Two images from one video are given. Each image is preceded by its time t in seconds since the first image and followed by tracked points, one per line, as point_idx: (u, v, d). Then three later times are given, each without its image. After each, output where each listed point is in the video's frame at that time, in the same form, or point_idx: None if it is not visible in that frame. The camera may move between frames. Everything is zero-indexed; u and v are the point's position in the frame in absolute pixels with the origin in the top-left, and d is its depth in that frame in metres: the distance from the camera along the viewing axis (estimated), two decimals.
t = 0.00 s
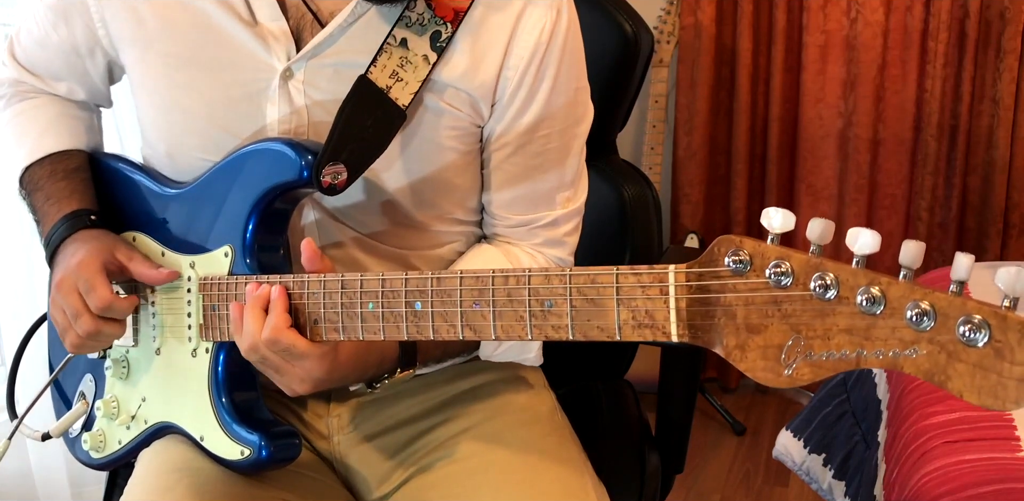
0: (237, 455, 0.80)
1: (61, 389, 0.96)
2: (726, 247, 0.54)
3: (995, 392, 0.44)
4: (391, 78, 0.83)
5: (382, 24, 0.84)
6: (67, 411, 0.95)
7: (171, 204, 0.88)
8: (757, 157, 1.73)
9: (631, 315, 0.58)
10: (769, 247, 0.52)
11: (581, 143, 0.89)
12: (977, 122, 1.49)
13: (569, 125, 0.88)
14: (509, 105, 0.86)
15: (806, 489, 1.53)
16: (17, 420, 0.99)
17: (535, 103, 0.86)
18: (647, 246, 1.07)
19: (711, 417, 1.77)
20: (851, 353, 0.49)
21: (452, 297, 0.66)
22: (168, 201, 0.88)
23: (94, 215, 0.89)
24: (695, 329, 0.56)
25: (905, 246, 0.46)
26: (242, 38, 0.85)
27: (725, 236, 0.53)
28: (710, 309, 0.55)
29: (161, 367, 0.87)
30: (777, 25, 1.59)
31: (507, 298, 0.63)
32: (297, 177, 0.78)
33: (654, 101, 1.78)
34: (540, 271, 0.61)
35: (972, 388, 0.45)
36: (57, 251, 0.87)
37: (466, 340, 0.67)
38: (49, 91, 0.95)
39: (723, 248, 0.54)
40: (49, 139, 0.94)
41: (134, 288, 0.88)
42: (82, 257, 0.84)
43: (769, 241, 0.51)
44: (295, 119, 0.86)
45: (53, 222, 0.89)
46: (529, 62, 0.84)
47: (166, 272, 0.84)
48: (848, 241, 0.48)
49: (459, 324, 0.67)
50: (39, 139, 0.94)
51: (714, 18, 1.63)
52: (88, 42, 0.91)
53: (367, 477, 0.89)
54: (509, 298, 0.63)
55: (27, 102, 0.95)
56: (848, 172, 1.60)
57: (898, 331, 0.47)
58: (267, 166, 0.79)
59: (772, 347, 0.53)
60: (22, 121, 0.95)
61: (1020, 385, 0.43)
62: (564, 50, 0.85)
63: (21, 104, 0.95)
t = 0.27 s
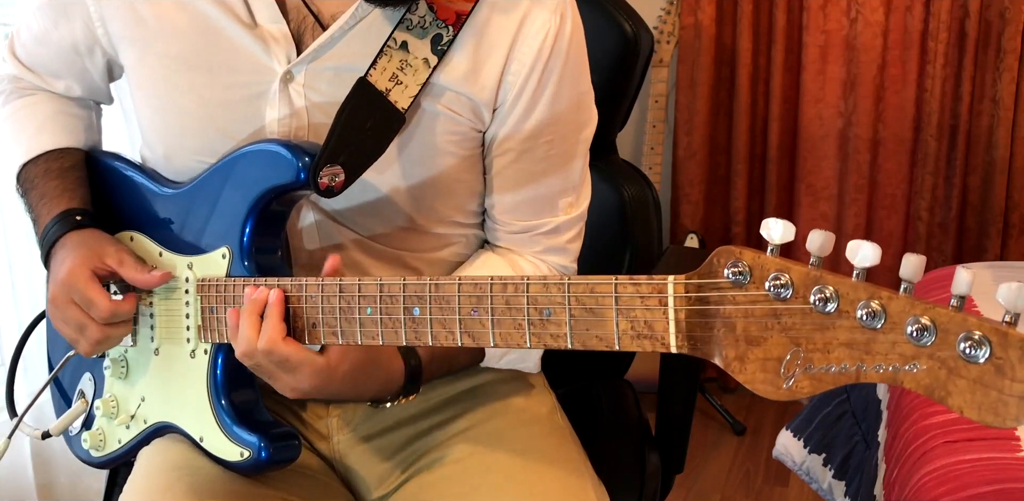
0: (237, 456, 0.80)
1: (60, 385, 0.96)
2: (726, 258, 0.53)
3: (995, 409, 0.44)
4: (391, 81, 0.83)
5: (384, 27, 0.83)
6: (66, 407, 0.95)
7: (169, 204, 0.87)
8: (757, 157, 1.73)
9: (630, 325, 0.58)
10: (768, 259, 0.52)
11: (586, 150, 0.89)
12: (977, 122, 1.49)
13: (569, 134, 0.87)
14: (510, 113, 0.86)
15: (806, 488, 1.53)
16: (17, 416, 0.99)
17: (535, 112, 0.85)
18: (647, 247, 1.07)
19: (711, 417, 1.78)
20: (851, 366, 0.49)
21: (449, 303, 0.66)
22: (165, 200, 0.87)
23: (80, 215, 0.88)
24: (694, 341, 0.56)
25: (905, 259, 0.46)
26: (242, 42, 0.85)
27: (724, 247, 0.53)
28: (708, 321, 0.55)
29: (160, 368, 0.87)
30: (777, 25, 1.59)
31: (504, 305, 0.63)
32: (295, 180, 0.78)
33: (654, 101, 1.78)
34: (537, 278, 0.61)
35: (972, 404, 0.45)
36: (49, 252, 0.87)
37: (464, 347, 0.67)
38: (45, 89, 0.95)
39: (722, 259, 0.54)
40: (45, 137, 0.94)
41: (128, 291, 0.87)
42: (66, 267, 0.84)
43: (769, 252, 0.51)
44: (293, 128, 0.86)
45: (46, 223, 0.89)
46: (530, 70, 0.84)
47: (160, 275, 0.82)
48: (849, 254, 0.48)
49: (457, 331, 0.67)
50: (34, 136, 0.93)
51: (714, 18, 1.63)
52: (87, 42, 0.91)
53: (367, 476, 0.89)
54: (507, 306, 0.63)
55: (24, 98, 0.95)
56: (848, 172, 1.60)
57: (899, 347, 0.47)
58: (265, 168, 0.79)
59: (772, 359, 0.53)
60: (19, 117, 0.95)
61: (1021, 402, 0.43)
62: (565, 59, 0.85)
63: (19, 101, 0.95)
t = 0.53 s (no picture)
0: (238, 449, 0.81)
1: (70, 377, 0.97)
2: (705, 250, 0.53)
3: (979, 405, 0.44)
4: (387, 81, 0.83)
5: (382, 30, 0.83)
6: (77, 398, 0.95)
7: (161, 197, 0.87)
8: (757, 157, 1.73)
9: (611, 320, 0.58)
10: (749, 249, 0.51)
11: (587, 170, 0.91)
12: (977, 122, 1.49)
13: (570, 153, 0.88)
14: (510, 128, 0.87)
15: (806, 489, 1.53)
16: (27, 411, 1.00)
17: (537, 128, 0.86)
18: (648, 247, 1.07)
19: (711, 417, 1.77)
20: (832, 360, 0.49)
21: (434, 298, 0.66)
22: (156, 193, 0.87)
23: (65, 208, 0.88)
24: (674, 336, 0.56)
25: (889, 250, 0.46)
26: (243, 45, 0.85)
27: (704, 239, 0.53)
28: (688, 315, 0.55)
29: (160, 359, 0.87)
30: (777, 25, 1.59)
31: (487, 300, 0.63)
32: (280, 172, 0.77)
33: (654, 101, 1.78)
34: (518, 272, 0.60)
35: (956, 400, 0.45)
36: (41, 246, 0.88)
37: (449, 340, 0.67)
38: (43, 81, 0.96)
39: (701, 251, 0.53)
40: (43, 126, 0.94)
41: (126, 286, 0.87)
42: (59, 264, 0.84)
43: (748, 246, 0.51)
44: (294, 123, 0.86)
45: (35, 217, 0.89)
46: (534, 88, 0.85)
47: (157, 274, 0.83)
48: (830, 244, 0.48)
49: (443, 325, 0.66)
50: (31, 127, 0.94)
51: (714, 18, 1.63)
52: (91, 38, 0.92)
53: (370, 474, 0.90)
54: (490, 300, 0.63)
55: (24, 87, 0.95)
56: (848, 172, 1.60)
57: (880, 341, 0.47)
58: (254, 162, 0.79)
59: (754, 353, 0.53)
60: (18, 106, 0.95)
61: (1005, 399, 0.43)
62: (571, 79, 0.86)
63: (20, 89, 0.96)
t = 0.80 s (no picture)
0: (238, 447, 0.81)
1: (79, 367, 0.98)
2: (701, 263, 0.53)
3: (976, 432, 0.43)
4: (399, 85, 0.85)
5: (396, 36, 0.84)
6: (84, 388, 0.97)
7: (166, 192, 0.88)
8: (757, 157, 1.73)
9: (606, 332, 0.58)
10: (744, 266, 0.51)
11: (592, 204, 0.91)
12: (977, 122, 1.49)
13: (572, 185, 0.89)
14: (512, 161, 0.89)
15: (806, 489, 1.54)
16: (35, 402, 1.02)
17: (539, 162, 0.88)
18: (649, 249, 1.07)
19: (711, 417, 1.78)
20: (828, 380, 0.49)
21: (430, 304, 0.66)
22: (162, 189, 0.88)
23: (70, 204, 0.89)
24: (669, 350, 0.56)
25: (887, 268, 0.45)
26: (245, 67, 0.89)
27: (700, 252, 0.53)
28: (683, 329, 0.55)
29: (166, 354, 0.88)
30: (777, 25, 1.59)
31: (483, 307, 0.63)
32: (285, 171, 0.79)
33: (654, 101, 1.78)
34: (516, 280, 0.61)
35: (951, 426, 0.45)
36: (47, 243, 0.89)
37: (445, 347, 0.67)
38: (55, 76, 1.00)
39: (697, 264, 0.53)
40: (50, 114, 0.97)
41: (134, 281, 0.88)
42: (67, 256, 0.85)
43: (745, 260, 0.51)
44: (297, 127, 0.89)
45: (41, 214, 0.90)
46: (537, 123, 0.86)
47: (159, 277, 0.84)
48: (828, 260, 0.47)
49: (439, 331, 0.66)
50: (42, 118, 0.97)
51: (714, 18, 1.63)
52: (97, 45, 0.96)
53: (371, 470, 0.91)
54: (487, 307, 0.63)
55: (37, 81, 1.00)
56: (848, 172, 1.60)
57: (877, 362, 0.47)
58: (260, 158, 0.80)
59: (749, 370, 0.53)
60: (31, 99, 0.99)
61: (1001, 426, 0.42)
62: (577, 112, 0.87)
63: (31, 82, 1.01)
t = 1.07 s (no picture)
0: (243, 447, 0.82)
1: (84, 361, 0.99)
2: (711, 275, 0.53)
3: (988, 455, 0.43)
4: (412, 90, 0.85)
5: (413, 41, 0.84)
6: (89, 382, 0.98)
7: (174, 188, 0.89)
8: (757, 157, 1.73)
9: (613, 342, 0.58)
10: (755, 278, 0.51)
11: (598, 224, 0.94)
12: (977, 122, 1.49)
13: (573, 208, 0.91)
14: (516, 181, 0.91)
15: (806, 489, 1.54)
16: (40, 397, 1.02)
17: (542, 185, 0.90)
18: (651, 252, 1.07)
19: (711, 417, 1.78)
20: (837, 397, 0.49)
21: (437, 309, 0.66)
22: (170, 186, 0.89)
23: (79, 195, 0.90)
24: (676, 362, 0.56)
25: (900, 284, 0.45)
26: (251, 75, 0.92)
27: (710, 263, 0.53)
28: (691, 342, 0.55)
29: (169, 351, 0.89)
30: (777, 25, 1.58)
31: (490, 313, 0.63)
32: (292, 171, 0.79)
33: (654, 101, 1.78)
34: (523, 287, 0.61)
35: (964, 446, 0.44)
36: (54, 233, 0.90)
37: (451, 353, 0.67)
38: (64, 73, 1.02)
39: (706, 276, 0.53)
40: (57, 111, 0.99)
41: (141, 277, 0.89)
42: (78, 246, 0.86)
43: (756, 273, 0.51)
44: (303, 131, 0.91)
45: (49, 205, 0.91)
46: (541, 148, 0.88)
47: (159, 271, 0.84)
48: (839, 274, 0.47)
49: (445, 337, 0.66)
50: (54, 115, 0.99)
51: (714, 18, 1.63)
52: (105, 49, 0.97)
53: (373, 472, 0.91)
54: (493, 313, 0.63)
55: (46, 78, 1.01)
56: (847, 173, 1.60)
57: (888, 381, 0.47)
58: (267, 157, 0.81)
59: (757, 385, 0.53)
60: (40, 96, 1.00)
61: (1014, 448, 0.42)
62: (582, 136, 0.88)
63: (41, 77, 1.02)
